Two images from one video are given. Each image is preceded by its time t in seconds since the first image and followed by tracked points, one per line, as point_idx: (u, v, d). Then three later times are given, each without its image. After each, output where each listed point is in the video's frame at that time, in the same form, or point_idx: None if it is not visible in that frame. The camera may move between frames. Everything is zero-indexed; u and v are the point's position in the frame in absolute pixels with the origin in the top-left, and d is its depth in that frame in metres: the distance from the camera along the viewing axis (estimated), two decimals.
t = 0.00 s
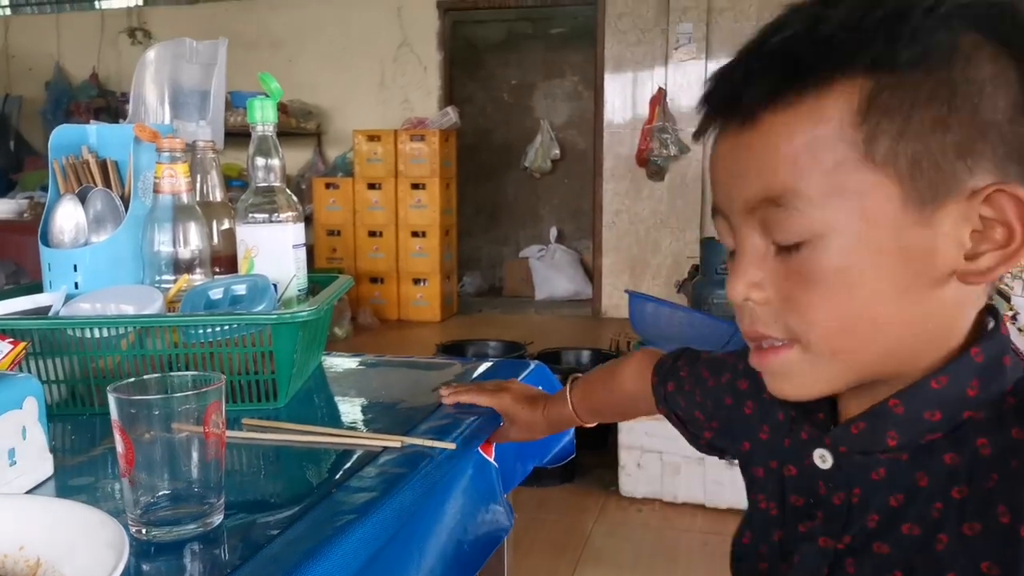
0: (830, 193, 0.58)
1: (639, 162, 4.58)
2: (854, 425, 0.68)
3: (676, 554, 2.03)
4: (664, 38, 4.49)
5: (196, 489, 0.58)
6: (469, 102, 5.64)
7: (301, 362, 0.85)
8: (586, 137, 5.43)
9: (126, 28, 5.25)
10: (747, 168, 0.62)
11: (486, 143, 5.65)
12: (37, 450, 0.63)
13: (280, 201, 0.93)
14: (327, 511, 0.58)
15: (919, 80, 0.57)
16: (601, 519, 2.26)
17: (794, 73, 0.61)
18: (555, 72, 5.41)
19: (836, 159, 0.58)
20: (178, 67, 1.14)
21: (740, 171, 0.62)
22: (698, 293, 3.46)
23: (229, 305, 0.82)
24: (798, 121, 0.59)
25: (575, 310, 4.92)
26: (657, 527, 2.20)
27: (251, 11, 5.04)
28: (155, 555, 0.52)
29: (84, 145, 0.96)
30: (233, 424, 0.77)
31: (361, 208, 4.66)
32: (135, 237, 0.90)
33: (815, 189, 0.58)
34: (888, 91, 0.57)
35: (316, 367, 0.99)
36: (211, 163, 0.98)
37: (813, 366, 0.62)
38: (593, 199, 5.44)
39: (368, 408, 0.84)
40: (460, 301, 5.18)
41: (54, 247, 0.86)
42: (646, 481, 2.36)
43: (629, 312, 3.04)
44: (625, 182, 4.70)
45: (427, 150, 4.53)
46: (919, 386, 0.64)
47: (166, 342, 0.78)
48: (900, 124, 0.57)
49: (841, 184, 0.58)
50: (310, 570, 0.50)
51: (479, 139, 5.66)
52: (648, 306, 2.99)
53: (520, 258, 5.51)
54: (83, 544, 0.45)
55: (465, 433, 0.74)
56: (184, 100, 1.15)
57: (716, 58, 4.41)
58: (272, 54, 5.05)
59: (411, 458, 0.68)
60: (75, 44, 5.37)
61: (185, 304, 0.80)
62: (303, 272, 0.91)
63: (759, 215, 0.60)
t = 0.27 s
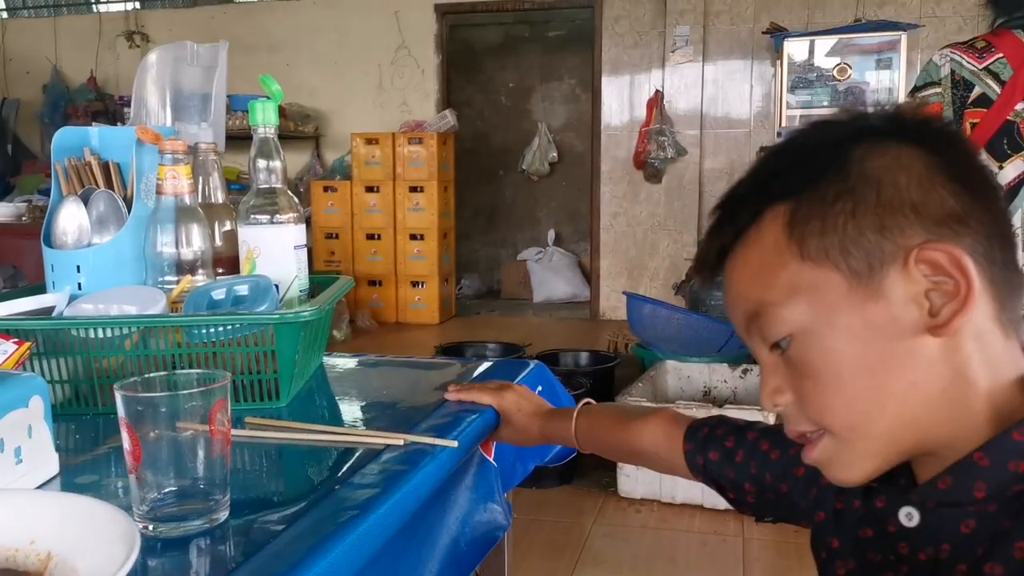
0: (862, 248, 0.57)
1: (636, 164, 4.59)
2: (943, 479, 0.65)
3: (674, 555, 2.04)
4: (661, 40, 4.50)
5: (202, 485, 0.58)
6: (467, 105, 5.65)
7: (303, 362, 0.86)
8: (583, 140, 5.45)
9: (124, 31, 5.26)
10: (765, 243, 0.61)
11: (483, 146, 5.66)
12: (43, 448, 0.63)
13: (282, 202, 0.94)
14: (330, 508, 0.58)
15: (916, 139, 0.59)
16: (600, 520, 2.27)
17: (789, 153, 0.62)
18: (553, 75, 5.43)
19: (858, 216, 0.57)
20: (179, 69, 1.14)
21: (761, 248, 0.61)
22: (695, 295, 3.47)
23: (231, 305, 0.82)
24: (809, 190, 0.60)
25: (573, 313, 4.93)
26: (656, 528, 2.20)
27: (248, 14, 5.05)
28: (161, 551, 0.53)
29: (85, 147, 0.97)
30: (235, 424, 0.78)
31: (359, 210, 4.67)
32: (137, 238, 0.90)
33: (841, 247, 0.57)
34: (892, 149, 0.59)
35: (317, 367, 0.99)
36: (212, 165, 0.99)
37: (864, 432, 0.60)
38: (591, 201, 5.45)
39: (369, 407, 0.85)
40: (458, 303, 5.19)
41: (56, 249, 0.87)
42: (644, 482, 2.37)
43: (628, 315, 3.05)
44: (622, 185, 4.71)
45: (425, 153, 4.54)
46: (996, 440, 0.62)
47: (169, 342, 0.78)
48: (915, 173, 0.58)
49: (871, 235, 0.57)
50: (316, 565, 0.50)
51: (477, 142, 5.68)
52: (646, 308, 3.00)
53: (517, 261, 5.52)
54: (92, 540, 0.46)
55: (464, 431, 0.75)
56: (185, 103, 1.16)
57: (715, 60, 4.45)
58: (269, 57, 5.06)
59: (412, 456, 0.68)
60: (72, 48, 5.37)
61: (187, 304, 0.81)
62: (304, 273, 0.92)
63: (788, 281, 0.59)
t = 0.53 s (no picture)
0: (924, 257, 0.56)
1: (636, 166, 4.60)
2: (979, 477, 0.67)
3: (674, 556, 2.04)
4: (660, 42, 4.51)
5: (205, 487, 0.58)
6: (466, 108, 5.66)
7: (305, 364, 0.86)
8: (582, 142, 5.45)
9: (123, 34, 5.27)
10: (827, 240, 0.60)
11: (483, 148, 5.66)
12: (46, 450, 0.64)
13: (284, 205, 0.94)
14: (333, 510, 0.58)
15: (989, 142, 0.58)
16: (600, 521, 2.27)
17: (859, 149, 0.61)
18: (552, 77, 5.43)
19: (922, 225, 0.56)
20: (180, 72, 1.15)
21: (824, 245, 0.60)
22: (695, 297, 3.47)
23: (233, 308, 0.82)
24: (873, 193, 0.59)
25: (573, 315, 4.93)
26: (657, 530, 2.20)
27: (247, 17, 5.06)
28: (165, 553, 0.53)
29: (86, 149, 0.97)
30: (238, 425, 0.78)
31: (358, 213, 4.68)
32: (139, 241, 0.91)
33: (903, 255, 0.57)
34: (964, 154, 0.57)
35: (319, 369, 0.99)
36: (214, 167, 0.99)
37: (916, 433, 0.59)
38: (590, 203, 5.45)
39: (370, 409, 0.85)
40: (457, 305, 5.19)
41: (58, 252, 0.87)
42: (644, 483, 2.37)
43: (627, 317, 3.06)
44: (622, 187, 4.72)
45: (424, 155, 4.54)
46: None
47: (172, 344, 0.78)
48: (984, 183, 0.56)
49: (936, 246, 0.56)
50: (318, 566, 0.50)
51: (476, 144, 5.68)
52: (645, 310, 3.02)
53: (517, 263, 5.52)
54: (99, 541, 0.46)
55: (466, 432, 0.75)
56: (186, 106, 1.16)
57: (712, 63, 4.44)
58: (268, 60, 5.07)
59: (414, 458, 0.68)
60: (71, 50, 5.37)
61: (189, 307, 0.81)
62: (306, 275, 0.92)
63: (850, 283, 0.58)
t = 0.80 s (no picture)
0: (1009, 278, 0.53)
1: (636, 168, 4.60)
2: (994, 482, 0.65)
3: (674, 558, 2.04)
4: (660, 44, 4.51)
5: (204, 489, 0.58)
6: (466, 109, 5.66)
7: (303, 365, 0.86)
8: (582, 143, 5.44)
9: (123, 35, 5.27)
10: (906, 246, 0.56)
11: (482, 149, 5.67)
12: (45, 451, 0.64)
13: (283, 206, 0.94)
14: (332, 511, 0.58)
15: None
16: (600, 523, 2.27)
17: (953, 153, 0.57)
18: (552, 79, 5.43)
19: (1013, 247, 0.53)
20: (180, 73, 1.15)
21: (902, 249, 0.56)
22: (695, 298, 3.47)
23: (232, 309, 0.82)
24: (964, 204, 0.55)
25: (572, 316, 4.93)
26: (656, 531, 2.20)
27: (246, 18, 5.06)
28: (162, 555, 0.53)
29: (86, 150, 0.97)
30: (237, 427, 0.78)
31: (358, 214, 4.68)
32: (137, 242, 0.91)
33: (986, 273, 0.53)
34: None
35: (318, 370, 0.99)
36: (213, 168, 0.99)
37: (963, 448, 0.57)
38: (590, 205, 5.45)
39: (369, 411, 0.85)
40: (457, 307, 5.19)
41: (57, 253, 0.87)
42: (644, 485, 2.37)
43: (627, 318, 3.05)
44: (621, 188, 4.72)
45: (424, 156, 4.53)
46: None
47: (170, 345, 0.78)
48: None
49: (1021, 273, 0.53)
50: (317, 568, 0.50)
51: (476, 145, 5.68)
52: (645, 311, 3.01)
53: (516, 264, 5.52)
54: (96, 542, 0.46)
55: (466, 434, 0.75)
56: (186, 107, 1.16)
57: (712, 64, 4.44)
58: (268, 61, 5.08)
59: (414, 459, 0.68)
60: (71, 51, 5.35)
61: (188, 308, 0.81)
62: (305, 276, 0.92)
63: (925, 292, 0.55)
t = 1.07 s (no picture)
0: None
1: (635, 168, 4.60)
2: None
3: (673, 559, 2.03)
4: (660, 44, 4.51)
5: (202, 488, 0.58)
6: (466, 109, 5.66)
7: (302, 365, 0.86)
8: (582, 143, 5.44)
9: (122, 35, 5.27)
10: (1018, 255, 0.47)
11: (483, 149, 5.66)
12: (43, 450, 0.63)
13: (282, 205, 0.94)
14: (330, 511, 0.58)
15: None
16: (599, 523, 2.26)
17: None
18: (552, 79, 5.43)
19: None
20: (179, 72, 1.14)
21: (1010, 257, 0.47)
22: (695, 299, 3.47)
23: (231, 308, 0.82)
24: None
25: (572, 316, 4.93)
26: (656, 532, 2.20)
27: (246, 18, 5.06)
28: (160, 554, 0.53)
29: (85, 150, 0.97)
30: (235, 426, 0.78)
31: (358, 214, 4.68)
32: (136, 242, 0.90)
33: None
34: None
35: (317, 370, 0.99)
36: (212, 167, 0.99)
37: None
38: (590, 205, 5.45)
39: (368, 410, 0.85)
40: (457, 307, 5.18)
41: (55, 251, 0.86)
42: (643, 485, 2.37)
43: (626, 318, 3.04)
44: (621, 189, 4.72)
45: (424, 156, 4.54)
46: None
47: (168, 344, 0.78)
48: None
49: None
50: (315, 568, 0.50)
51: (476, 145, 5.68)
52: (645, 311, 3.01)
53: (516, 264, 5.52)
54: (93, 542, 0.46)
55: (464, 433, 0.75)
56: (185, 107, 1.16)
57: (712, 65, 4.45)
58: (268, 61, 5.08)
59: (413, 459, 0.68)
60: (71, 51, 5.37)
61: (187, 307, 0.81)
62: (304, 275, 0.92)
63: None
